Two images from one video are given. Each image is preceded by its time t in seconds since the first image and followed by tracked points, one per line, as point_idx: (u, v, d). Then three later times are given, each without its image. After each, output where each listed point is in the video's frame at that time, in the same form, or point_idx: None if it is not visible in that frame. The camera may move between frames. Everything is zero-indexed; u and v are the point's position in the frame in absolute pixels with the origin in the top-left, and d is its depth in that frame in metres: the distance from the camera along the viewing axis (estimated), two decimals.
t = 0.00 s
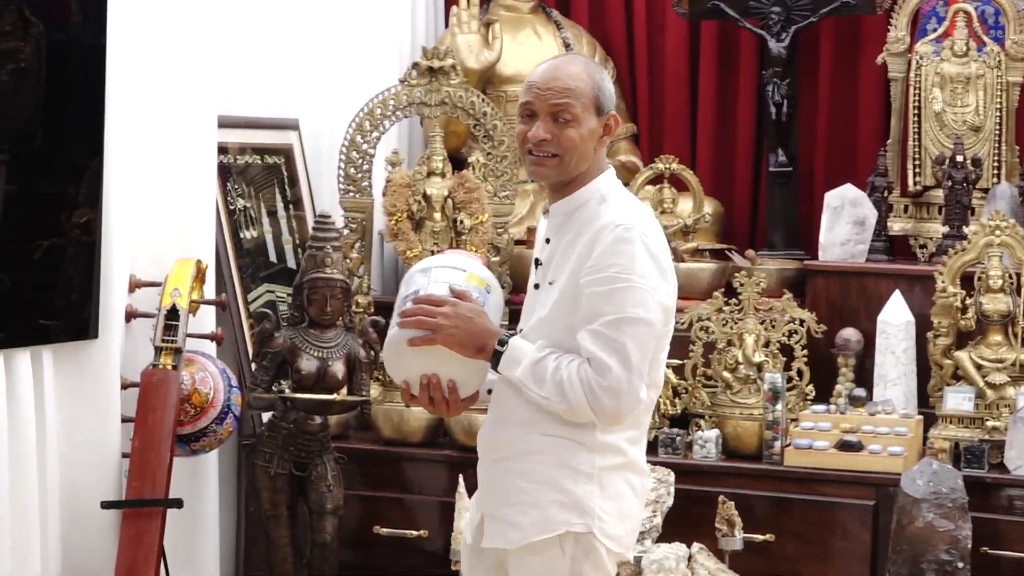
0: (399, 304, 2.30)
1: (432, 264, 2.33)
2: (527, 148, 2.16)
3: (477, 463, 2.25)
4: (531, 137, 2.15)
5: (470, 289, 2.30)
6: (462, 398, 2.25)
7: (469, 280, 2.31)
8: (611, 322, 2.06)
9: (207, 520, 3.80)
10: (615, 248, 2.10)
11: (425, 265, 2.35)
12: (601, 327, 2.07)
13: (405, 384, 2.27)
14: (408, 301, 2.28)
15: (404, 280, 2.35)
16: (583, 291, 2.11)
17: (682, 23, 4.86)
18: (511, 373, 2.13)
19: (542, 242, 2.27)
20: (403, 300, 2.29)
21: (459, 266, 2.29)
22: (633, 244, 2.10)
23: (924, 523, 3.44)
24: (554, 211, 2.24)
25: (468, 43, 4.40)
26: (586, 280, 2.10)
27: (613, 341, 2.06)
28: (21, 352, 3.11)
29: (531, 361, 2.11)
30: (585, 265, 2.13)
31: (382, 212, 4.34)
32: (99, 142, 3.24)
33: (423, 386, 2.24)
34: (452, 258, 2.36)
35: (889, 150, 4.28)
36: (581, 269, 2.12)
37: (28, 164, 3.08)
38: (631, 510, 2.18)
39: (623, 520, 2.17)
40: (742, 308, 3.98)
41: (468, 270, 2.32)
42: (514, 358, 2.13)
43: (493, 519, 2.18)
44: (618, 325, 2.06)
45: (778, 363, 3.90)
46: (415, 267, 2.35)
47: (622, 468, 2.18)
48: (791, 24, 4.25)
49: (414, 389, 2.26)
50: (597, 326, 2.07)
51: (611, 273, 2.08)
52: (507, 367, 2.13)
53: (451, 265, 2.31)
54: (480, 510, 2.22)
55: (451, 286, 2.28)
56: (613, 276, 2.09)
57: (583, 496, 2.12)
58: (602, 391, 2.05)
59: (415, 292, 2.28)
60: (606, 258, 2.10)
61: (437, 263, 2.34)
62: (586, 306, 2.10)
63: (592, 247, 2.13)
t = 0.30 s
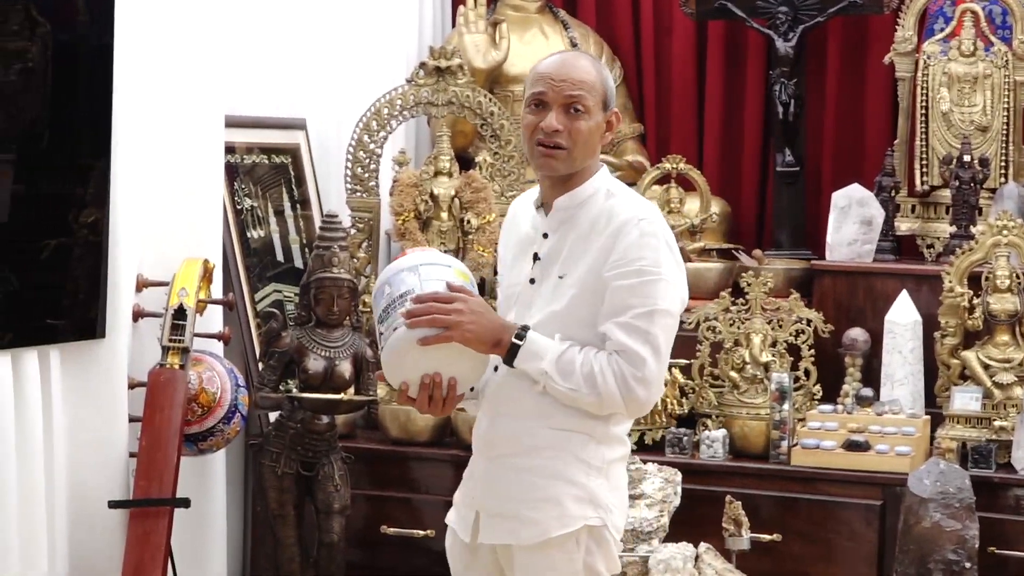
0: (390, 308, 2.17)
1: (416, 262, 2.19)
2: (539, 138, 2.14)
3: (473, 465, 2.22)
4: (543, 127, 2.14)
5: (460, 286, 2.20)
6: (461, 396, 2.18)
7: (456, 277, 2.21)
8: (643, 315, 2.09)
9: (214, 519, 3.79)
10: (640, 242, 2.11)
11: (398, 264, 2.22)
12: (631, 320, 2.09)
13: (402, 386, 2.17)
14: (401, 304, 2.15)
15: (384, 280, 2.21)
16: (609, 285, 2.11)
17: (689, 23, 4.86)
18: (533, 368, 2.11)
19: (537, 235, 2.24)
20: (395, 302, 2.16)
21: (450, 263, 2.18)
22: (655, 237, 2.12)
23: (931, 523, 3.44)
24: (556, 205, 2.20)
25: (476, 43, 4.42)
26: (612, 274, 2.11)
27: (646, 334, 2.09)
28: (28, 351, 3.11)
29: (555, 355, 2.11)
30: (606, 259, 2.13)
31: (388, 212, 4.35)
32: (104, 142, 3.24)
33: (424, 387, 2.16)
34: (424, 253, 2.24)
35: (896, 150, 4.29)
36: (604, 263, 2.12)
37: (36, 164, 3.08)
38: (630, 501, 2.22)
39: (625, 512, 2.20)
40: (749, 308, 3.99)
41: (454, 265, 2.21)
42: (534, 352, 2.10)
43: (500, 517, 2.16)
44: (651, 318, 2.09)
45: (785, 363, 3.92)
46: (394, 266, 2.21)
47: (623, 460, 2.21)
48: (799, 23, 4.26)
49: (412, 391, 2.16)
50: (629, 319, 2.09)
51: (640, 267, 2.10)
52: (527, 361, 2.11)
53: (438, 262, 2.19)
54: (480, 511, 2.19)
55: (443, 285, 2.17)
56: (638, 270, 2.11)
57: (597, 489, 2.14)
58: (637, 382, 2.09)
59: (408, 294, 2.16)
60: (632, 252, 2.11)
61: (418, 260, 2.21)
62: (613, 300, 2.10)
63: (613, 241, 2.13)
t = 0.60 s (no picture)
0: (394, 312, 2.15)
1: (416, 266, 2.18)
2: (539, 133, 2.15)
3: (479, 463, 2.22)
4: (542, 122, 2.15)
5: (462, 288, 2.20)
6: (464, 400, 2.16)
7: (457, 279, 2.20)
8: (650, 304, 2.11)
9: (219, 519, 3.79)
10: (641, 234, 2.13)
11: (395, 270, 2.20)
12: (638, 310, 2.10)
13: (406, 390, 2.14)
14: (405, 308, 2.13)
15: (384, 285, 2.19)
16: (614, 279, 2.12)
17: (694, 23, 4.86)
18: (543, 364, 2.11)
19: (531, 235, 2.23)
20: (399, 306, 2.15)
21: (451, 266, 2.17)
22: (654, 229, 2.15)
23: (936, 523, 3.44)
24: (550, 203, 2.21)
25: (481, 43, 4.43)
26: (616, 267, 2.12)
27: (653, 323, 2.11)
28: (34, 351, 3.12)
29: (564, 350, 2.11)
30: (608, 253, 2.14)
31: (393, 212, 4.35)
32: (110, 142, 3.24)
33: (429, 390, 2.13)
34: (421, 258, 2.24)
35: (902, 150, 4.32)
36: (607, 257, 2.14)
37: (41, 164, 3.05)
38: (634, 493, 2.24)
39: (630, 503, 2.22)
40: (754, 308, 3.98)
41: (453, 268, 2.21)
42: (544, 349, 2.10)
43: (511, 513, 2.16)
44: (657, 307, 2.11)
45: (790, 363, 3.90)
46: (393, 271, 2.20)
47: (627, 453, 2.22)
48: (804, 23, 4.26)
49: (418, 395, 2.14)
50: (636, 310, 2.10)
51: (643, 258, 2.11)
52: (536, 358, 2.11)
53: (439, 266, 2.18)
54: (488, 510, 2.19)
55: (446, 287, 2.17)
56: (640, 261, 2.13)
57: (607, 481, 2.15)
58: (649, 369, 2.10)
59: (412, 297, 2.14)
60: (633, 244, 2.12)
61: (418, 264, 2.20)
62: (619, 293, 2.12)
63: (612, 236, 2.14)
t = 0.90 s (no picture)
0: (397, 318, 2.15)
1: (416, 271, 2.19)
2: (519, 129, 2.16)
3: (489, 464, 2.20)
4: (522, 119, 2.16)
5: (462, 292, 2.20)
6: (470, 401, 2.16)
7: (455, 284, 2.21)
8: (650, 295, 2.11)
9: (217, 521, 3.79)
10: (634, 227, 2.14)
11: (393, 277, 2.20)
12: (640, 301, 2.11)
13: (412, 395, 2.15)
14: (408, 313, 2.13)
15: (384, 291, 2.19)
16: (612, 273, 2.13)
17: (692, 24, 4.86)
18: (551, 362, 2.10)
19: (523, 237, 2.23)
20: (401, 312, 2.14)
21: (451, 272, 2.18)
22: (646, 222, 2.16)
23: (933, 524, 3.43)
24: (540, 205, 2.20)
25: (478, 43, 4.43)
26: (614, 261, 2.12)
27: (655, 312, 2.11)
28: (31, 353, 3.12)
29: (570, 347, 2.11)
30: (603, 249, 2.15)
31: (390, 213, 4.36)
32: (108, 143, 3.24)
33: (434, 394, 2.14)
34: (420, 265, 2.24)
35: (899, 151, 4.32)
36: (603, 253, 2.14)
37: (41, 164, 3.07)
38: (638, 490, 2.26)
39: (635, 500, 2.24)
40: (751, 310, 3.98)
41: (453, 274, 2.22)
42: (550, 347, 2.10)
43: (525, 512, 2.15)
44: (657, 297, 2.11)
45: (788, 364, 3.90)
46: (393, 277, 2.19)
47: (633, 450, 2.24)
48: (801, 24, 4.27)
49: (423, 399, 2.14)
50: (636, 302, 2.11)
51: (638, 251, 2.12)
52: (543, 357, 2.10)
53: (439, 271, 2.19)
54: (501, 510, 2.17)
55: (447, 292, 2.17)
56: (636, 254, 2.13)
57: (620, 477, 2.16)
58: (655, 359, 2.11)
59: (414, 303, 2.14)
60: (628, 238, 2.13)
61: (418, 271, 2.20)
62: (618, 287, 2.12)
63: (606, 232, 2.15)
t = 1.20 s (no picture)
0: (420, 332, 2.12)
1: (428, 284, 2.16)
2: (484, 162, 2.15)
3: (516, 466, 2.22)
4: (484, 152, 2.14)
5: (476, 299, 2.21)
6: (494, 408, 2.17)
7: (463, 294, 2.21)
8: (664, 278, 2.15)
9: (213, 523, 3.80)
10: (638, 218, 2.17)
11: (402, 293, 2.17)
12: (656, 286, 2.14)
13: (440, 407, 2.14)
14: (433, 325, 2.11)
15: (397, 308, 2.16)
16: (624, 265, 2.15)
17: (688, 27, 4.87)
18: (581, 360, 2.12)
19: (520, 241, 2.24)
20: (424, 325, 2.12)
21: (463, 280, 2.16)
22: (645, 211, 2.19)
23: (930, 527, 3.44)
24: (534, 208, 2.21)
25: (474, 47, 4.45)
26: (623, 250, 2.15)
27: (672, 295, 2.14)
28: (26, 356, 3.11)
29: (596, 342, 2.13)
30: (611, 243, 2.17)
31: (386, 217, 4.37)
32: (105, 146, 3.24)
33: (462, 403, 2.13)
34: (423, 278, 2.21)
35: (895, 154, 4.32)
36: (612, 246, 2.17)
37: (40, 164, 3.08)
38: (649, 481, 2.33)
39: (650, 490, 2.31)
40: (747, 313, 3.98)
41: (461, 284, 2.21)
42: (577, 345, 2.12)
43: (561, 512, 2.18)
44: (672, 279, 2.15)
45: (784, 367, 3.91)
46: (403, 293, 2.16)
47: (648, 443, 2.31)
48: (797, 28, 4.28)
49: (452, 411, 2.13)
50: (653, 287, 2.14)
51: (647, 239, 2.16)
52: (571, 355, 2.12)
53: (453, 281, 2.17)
54: (534, 511, 2.20)
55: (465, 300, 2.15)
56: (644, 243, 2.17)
57: (647, 471, 2.23)
58: (679, 340, 2.15)
59: (436, 315, 2.12)
60: (634, 229, 2.16)
61: (429, 283, 2.17)
62: (632, 277, 2.14)
63: (611, 226, 2.18)
